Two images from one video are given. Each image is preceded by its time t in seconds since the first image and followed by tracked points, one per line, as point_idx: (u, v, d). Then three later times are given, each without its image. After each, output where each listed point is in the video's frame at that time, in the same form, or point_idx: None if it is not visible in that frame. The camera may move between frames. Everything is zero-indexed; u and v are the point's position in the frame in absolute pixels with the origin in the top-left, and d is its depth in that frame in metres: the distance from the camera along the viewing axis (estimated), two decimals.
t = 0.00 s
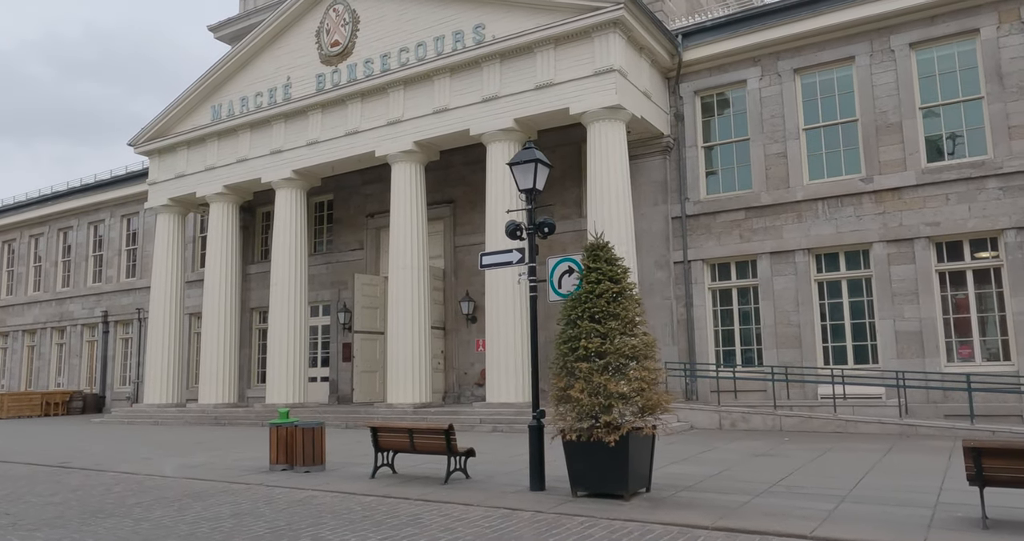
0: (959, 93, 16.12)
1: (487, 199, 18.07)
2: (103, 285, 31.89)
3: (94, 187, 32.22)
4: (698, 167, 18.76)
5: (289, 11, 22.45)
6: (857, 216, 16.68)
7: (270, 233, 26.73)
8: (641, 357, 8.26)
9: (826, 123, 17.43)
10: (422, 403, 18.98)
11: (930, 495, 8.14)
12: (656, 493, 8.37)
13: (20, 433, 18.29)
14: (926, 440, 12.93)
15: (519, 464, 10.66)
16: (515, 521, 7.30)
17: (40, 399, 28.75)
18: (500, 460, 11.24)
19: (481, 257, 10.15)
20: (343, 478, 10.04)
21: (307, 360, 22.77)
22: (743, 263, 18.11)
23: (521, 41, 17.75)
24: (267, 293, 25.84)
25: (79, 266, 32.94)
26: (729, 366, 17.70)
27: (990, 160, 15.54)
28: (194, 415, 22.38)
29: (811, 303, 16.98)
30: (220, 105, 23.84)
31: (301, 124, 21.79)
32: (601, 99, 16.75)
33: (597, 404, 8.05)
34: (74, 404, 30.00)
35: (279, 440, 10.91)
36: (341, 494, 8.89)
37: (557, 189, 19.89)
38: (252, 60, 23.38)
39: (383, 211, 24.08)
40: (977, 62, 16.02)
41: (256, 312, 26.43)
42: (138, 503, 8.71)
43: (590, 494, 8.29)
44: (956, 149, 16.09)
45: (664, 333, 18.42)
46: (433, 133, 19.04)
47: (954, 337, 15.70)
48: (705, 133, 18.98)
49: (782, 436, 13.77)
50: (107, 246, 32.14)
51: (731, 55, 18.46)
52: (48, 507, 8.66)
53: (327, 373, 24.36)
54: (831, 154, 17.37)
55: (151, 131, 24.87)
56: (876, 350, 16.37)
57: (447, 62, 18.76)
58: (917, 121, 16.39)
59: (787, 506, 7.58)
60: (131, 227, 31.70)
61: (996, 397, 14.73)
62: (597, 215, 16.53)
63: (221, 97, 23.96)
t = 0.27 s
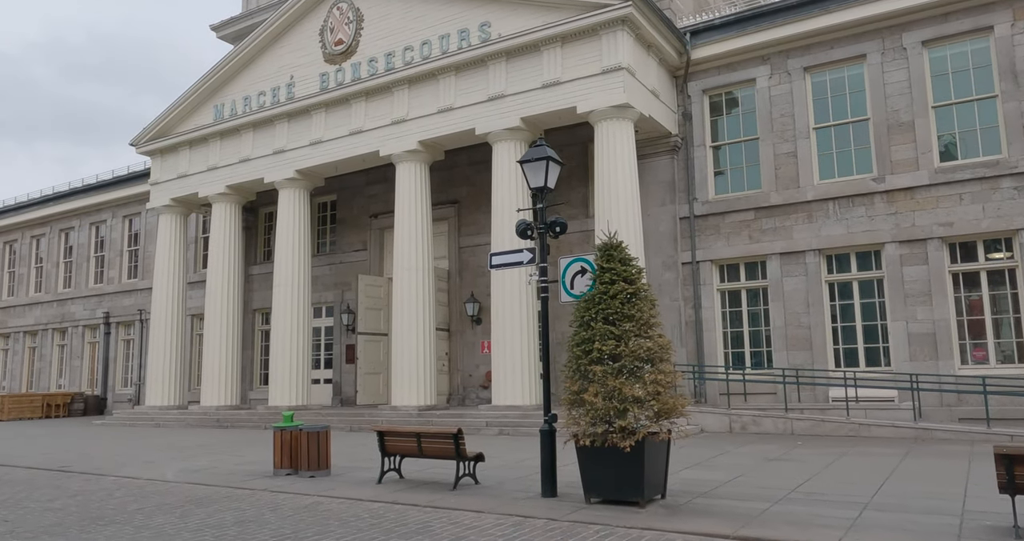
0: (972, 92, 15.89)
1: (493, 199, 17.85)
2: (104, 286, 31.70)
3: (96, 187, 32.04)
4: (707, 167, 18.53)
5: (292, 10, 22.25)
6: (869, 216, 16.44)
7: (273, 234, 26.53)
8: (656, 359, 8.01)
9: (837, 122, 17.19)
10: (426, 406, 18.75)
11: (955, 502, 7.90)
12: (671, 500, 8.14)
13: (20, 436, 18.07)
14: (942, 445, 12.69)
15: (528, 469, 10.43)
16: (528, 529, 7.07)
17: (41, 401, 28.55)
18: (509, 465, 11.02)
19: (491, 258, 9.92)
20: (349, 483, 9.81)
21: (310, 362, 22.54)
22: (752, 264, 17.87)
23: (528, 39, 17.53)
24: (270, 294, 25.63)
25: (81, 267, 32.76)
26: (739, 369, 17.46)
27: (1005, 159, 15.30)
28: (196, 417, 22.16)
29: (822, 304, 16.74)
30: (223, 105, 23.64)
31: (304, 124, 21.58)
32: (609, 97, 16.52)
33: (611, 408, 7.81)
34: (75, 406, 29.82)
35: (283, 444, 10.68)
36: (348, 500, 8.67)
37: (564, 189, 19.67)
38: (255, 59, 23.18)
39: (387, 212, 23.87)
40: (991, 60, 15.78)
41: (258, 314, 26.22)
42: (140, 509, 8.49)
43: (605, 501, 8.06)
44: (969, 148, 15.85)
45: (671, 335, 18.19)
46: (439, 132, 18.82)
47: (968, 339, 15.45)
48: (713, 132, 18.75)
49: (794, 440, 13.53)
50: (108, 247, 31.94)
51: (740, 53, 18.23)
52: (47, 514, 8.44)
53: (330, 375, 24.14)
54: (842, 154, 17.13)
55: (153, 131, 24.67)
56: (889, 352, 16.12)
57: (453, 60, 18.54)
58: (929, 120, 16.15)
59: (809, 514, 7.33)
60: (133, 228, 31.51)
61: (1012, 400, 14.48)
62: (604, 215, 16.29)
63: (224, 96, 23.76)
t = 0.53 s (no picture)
0: (987, 89, 15.65)
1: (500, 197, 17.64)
2: (108, 286, 31.56)
3: (99, 187, 31.90)
4: (716, 165, 18.30)
5: (296, 8, 22.07)
6: (882, 214, 16.20)
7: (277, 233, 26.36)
8: (673, 358, 7.79)
9: (849, 120, 16.95)
10: (432, 406, 18.53)
11: (982, 506, 7.66)
12: (688, 503, 7.91)
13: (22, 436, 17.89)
14: (959, 447, 12.44)
15: (539, 472, 10.21)
16: (543, 534, 6.85)
17: (44, 402, 28.40)
18: (519, 467, 10.80)
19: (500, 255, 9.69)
20: (356, 485, 9.60)
21: (314, 363, 22.34)
22: (762, 263, 17.64)
23: (535, 36, 17.33)
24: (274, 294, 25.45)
25: (84, 267, 32.61)
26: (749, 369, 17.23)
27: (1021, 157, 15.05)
28: (200, 418, 21.98)
29: (834, 304, 16.51)
30: (227, 103, 23.47)
31: (309, 122, 21.40)
32: (618, 94, 16.31)
33: (627, 409, 7.59)
34: (78, 406, 29.71)
35: (289, 445, 10.48)
36: (356, 503, 8.45)
37: (571, 188, 19.47)
38: (259, 57, 23.01)
39: (392, 211, 23.68)
40: (1007, 56, 15.53)
41: (262, 314, 26.04)
42: (143, 512, 8.29)
43: (620, 504, 7.84)
44: (984, 146, 15.61)
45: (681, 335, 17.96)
46: (445, 130, 18.62)
47: (983, 340, 15.20)
48: (723, 130, 18.52)
49: (808, 442, 13.29)
50: (112, 246, 31.79)
51: (750, 49, 18.00)
52: (48, 517, 8.24)
53: (335, 375, 23.96)
54: (854, 151, 16.90)
55: (156, 130, 24.52)
56: (902, 353, 15.87)
57: (459, 57, 18.35)
58: (944, 117, 15.91)
59: (832, 519, 7.10)
60: (136, 227, 31.36)
61: None
62: (613, 214, 16.07)
63: (228, 95, 23.60)
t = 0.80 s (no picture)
0: (1004, 83, 15.37)
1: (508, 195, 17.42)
2: (112, 285, 31.40)
3: (103, 186, 31.76)
4: (727, 163, 18.05)
5: (301, 4, 21.88)
6: (897, 211, 15.92)
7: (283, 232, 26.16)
8: (693, 357, 7.55)
9: (863, 115, 16.68)
10: (439, 407, 18.29)
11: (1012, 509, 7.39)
12: (708, 506, 7.66)
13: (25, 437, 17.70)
14: (980, 448, 12.16)
15: (552, 473, 9.96)
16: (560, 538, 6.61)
17: (48, 402, 28.29)
18: (530, 468, 10.56)
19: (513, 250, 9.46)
20: (365, 487, 9.38)
21: (320, 362, 22.12)
22: (774, 262, 17.38)
23: (544, 31, 17.11)
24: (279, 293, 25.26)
25: (88, 266, 32.47)
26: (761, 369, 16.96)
27: None
28: (204, 418, 21.77)
29: (848, 303, 16.24)
30: (232, 101, 23.29)
31: (314, 119, 21.20)
32: (628, 90, 16.07)
33: (645, 409, 7.36)
34: (82, 406, 29.65)
35: (296, 445, 10.26)
36: (365, 505, 8.22)
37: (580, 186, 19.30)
38: (265, 54, 22.82)
39: (398, 209, 23.47)
40: None
41: (267, 313, 25.84)
42: (147, 514, 8.06)
43: (637, 507, 7.61)
44: (1001, 142, 15.33)
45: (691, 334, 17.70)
46: (452, 127, 18.41)
47: (1001, 339, 14.91)
48: (734, 127, 18.27)
49: (824, 443, 13.02)
50: (116, 246, 31.65)
51: (762, 45, 17.74)
52: (49, 519, 8.02)
53: (341, 375, 23.74)
54: (868, 148, 16.62)
55: (161, 128, 24.35)
56: (918, 352, 15.59)
57: (466, 53, 18.13)
58: (960, 112, 15.62)
59: (859, 523, 6.84)
60: (141, 227, 31.21)
61: None
62: (623, 211, 15.85)
63: (233, 92, 23.41)
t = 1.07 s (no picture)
0: None
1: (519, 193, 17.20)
2: (119, 286, 31.30)
3: (110, 186, 31.66)
4: (741, 160, 17.78)
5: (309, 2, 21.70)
6: (915, 209, 15.64)
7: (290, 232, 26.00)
8: (716, 357, 7.30)
9: (880, 112, 16.40)
10: (449, 408, 18.07)
11: None
12: (733, 512, 7.41)
13: (31, 439, 17.55)
14: (1005, 451, 11.88)
15: (567, 477, 9.73)
16: None
17: (55, 402, 28.23)
18: (545, 471, 10.32)
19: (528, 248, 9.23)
20: (377, 490, 9.16)
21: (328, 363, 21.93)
22: (790, 261, 17.10)
23: (555, 27, 16.88)
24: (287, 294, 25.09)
25: (95, 267, 32.38)
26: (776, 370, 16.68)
27: None
28: (212, 419, 21.61)
29: (865, 303, 15.96)
30: (239, 100, 23.12)
31: (322, 118, 21.02)
32: (641, 86, 15.83)
33: (668, 411, 7.12)
34: (90, 407, 29.55)
35: (306, 448, 10.05)
36: (378, 510, 8.00)
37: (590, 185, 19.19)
38: (272, 53, 22.65)
39: (407, 209, 23.27)
40: None
41: (275, 314, 25.69)
42: (154, 519, 7.86)
43: (659, 512, 7.37)
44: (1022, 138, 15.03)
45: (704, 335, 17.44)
46: (462, 125, 18.19)
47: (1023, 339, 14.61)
48: (748, 124, 18.00)
49: (843, 446, 12.75)
50: (123, 247, 31.55)
51: (776, 40, 17.47)
52: (55, 523, 7.82)
53: (349, 376, 23.56)
54: (885, 145, 16.34)
55: (168, 127, 24.20)
56: (938, 353, 15.29)
57: (476, 50, 17.92)
58: (980, 108, 15.33)
59: (892, 530, 6.58)
60: (148, 227, 31.11)
61: None
62: (636, 210, 15.61)
63: (240, 91, 23.25)
